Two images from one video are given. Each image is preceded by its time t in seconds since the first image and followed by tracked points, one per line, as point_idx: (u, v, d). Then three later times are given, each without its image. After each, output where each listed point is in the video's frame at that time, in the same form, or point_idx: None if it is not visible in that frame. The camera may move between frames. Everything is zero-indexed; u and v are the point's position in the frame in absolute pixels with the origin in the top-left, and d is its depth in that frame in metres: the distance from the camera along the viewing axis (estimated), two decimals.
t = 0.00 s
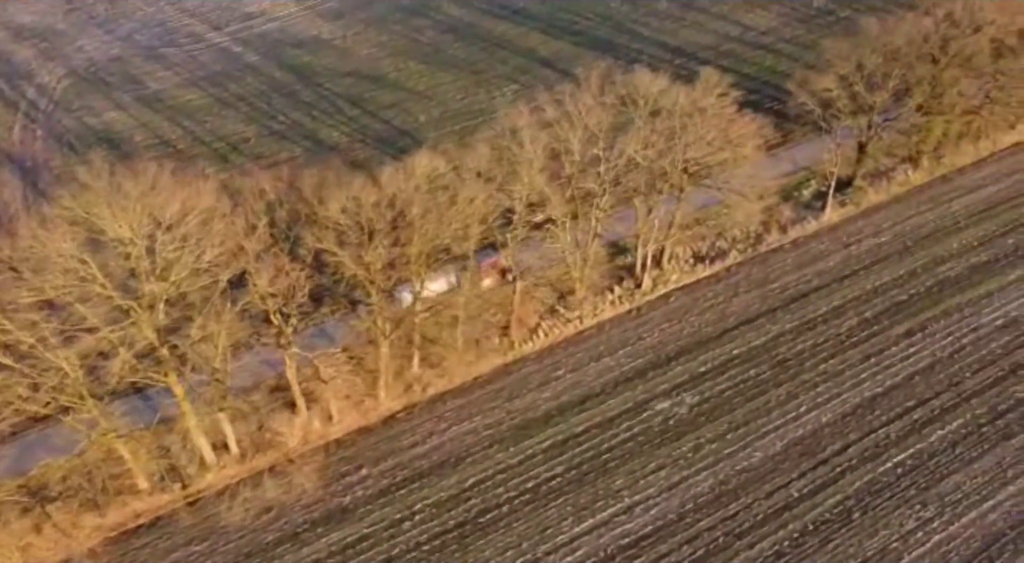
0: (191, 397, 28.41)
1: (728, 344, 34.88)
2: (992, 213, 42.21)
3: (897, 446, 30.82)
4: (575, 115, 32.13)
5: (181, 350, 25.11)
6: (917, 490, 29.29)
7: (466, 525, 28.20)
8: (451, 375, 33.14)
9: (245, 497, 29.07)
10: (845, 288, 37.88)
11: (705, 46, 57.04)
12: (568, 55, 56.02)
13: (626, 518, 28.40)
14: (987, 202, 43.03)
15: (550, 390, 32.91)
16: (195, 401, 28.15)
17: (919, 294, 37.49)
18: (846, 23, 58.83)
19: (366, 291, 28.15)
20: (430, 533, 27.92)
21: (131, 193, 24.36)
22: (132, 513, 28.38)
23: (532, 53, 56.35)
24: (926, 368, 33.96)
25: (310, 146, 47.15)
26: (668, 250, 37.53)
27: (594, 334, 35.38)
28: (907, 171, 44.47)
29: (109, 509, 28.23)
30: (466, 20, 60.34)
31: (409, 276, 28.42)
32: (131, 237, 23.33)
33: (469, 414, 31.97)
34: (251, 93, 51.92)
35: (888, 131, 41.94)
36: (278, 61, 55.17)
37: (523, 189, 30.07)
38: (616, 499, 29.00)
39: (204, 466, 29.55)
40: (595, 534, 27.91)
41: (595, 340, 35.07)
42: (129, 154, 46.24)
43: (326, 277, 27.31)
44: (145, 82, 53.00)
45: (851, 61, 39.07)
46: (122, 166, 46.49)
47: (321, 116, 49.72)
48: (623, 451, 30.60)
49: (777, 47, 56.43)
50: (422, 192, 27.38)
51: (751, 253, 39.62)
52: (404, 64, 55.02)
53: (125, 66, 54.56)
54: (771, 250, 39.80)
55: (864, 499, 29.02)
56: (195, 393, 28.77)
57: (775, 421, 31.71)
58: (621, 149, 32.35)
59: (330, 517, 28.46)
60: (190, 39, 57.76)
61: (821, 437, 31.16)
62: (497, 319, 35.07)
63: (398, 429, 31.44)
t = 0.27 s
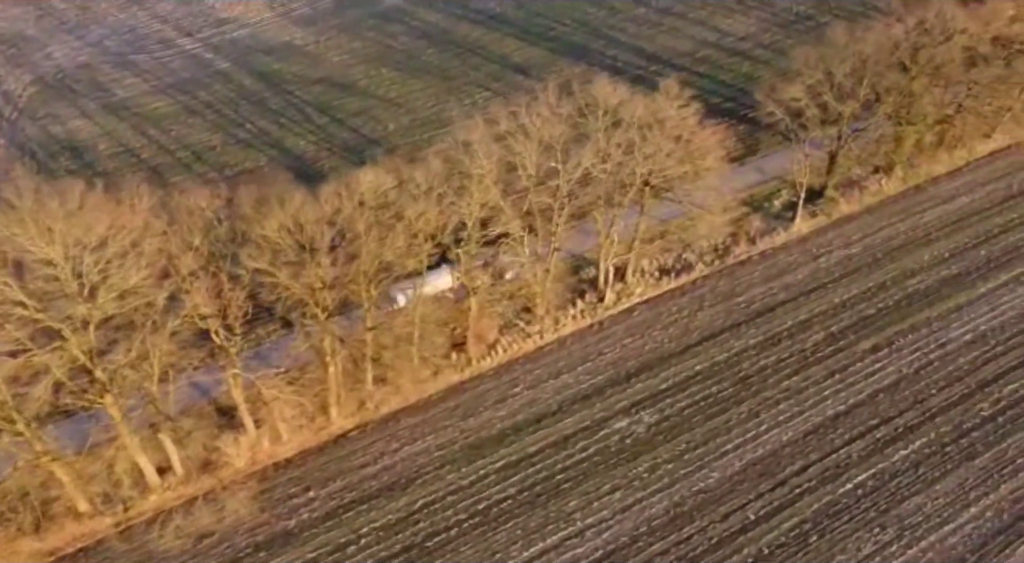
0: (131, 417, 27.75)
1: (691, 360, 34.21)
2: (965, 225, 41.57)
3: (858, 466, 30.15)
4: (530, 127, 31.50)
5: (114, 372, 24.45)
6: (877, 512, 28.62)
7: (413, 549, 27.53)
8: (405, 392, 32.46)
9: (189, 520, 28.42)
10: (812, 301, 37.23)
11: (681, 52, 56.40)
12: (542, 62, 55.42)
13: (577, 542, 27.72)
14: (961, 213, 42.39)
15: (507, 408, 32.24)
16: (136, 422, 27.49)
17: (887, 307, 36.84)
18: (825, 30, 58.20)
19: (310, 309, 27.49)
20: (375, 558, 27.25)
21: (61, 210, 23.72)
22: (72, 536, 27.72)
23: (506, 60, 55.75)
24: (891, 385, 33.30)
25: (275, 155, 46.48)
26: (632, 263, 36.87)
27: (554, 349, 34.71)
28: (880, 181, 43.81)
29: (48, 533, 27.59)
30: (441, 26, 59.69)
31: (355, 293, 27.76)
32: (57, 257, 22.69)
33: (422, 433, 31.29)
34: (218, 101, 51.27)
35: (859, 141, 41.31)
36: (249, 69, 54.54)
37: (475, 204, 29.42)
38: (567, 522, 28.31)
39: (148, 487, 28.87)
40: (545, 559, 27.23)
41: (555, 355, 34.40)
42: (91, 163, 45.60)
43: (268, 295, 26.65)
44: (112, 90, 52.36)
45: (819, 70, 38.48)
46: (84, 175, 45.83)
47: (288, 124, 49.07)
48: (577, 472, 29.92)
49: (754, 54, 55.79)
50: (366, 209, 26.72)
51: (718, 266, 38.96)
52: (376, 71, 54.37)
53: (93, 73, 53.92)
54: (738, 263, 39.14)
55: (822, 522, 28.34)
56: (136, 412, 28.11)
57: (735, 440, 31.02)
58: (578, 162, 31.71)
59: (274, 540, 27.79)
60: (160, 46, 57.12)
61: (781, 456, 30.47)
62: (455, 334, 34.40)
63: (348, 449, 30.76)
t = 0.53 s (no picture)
0: (75, 437, 27.80)
1: (656, 375, 33.61)
2: (940, 235, 40.99)
3: (822, 485, 29.56)
4: (488, 138, 30.92)
5: (50, 394, 23.87)
6: (840, 533, 28.04)
7: None
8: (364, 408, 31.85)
9: (135, 541, 27.83)
10: (782, 314, 36.63)
11: (660, 58, 55.80)
12: (519, 68, 54.82)
13: None
14: (936, 223, 41.80)
15: (467, 424, 31.66)
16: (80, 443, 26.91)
17: (858, 320, 36.25)
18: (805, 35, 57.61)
19: (258, 326, 26.90)
20: None
21: None
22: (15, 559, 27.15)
23: (483, 65, 55.13)
24: (858, 400, 32.71)
25: (244, 163, 45.89)
26: (598, 275, 36.25)
27: (518, 364, 34.12)
28: (856, 189, 43.22)
29: None
30: (418, 31, 59.09)
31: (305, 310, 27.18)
32: None
33: (379, 451, 30.70)
34: (189, 108, 50.69)
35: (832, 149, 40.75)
36: (221, 74, 53.97)
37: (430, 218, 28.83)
38: (523, 544, 27.74)
39: (95, 508, 28.30)
40: None
41: (518, 370, 33.81)
42: (57, 173, 45.05)
43: (214, 312, 26.07)
44: (82, 96, 51.78)
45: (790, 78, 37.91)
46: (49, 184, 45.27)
47: (259, 132, 48.47)
48: (535, 491, 29.33)
49: (733, 60, 55.20)
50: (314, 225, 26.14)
51: (688, 277, 38.36)
52: (350, 77, 53.77)
53: (63, 80, 53.34)
54: (709, 274, 38.55)
55: (783, 543, 27.75)
56: (81, 431, 28.19)
57: (697, 458, 30.43)
58: (538, 174, 31.11)
59: None
60: (133, 52, 56.54)
61: (743, 475, 29.87)
62: (416, 348, 33.80)
63: (302, 467, 30.15)
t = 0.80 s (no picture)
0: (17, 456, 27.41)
1: (620, 390, 33.00)
2: (914, 246, 40.39)
3: (784, 504, 28.94)
4: (444, 150, 30.33)
5: None
6: (800, 555, 27.45)
7: None
8: (319, 426, 31.27)
9: None
10: (750, 326, 36.02)
11: (638, 63, 55.19)
12: (495, 73, 54.21)
13: None
14: (911, 233, 41.20)
15: (424, 442, 31.06)
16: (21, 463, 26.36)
17: (828, 333, 35.63)
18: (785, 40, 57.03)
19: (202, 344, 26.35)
20: None
21: None
22: None
23: (459, 71, 54.53)
24: (825, 417, 32.07)
25: (211, 171, 45.33)
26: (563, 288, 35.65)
27: (479, 379, 33.52)
28: (830, 198, 42.61)
29: None
30: (394, 36, 58.49)
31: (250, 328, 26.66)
32: None
33: (334, 469, 30.11)
34: (159, 114, 50.13)
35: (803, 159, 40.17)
36: (194, 80, 53.40)
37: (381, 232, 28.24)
38: None
39: (39, 530, 27.74)
40: None
41: (480, 385, 33.21)
42: (21, 182, 44.52)
43: (156, 331, 25.51)
44: (51, 103, 51.22)
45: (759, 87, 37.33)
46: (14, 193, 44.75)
47: (228, 139, 47.87)
48: (491, 511, 28.73)
49: (712, 66, 54.59)
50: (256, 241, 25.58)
51: (657, 289, 37.76)
52: (323, 83, 53.17)
53: (33, 86, 52.79)
54: (677, 285, 37.94)
55: None
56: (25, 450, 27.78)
57: (657, 477, 29.82)
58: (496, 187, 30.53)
59: None
60: (106, 57, 55.99)
61: (704, 494, 29.26)
62: (375, 363, 33.19)
63: (254, 486, 29.55)
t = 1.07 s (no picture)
0: None
1: (586, 404, 32.45)
2: (891, 255, 39.86)
3: (749, 523, 28.41)
4: (404, 161, 29.81)
5: None
6: None
7: None
8: (279, 441, 30.74)
9: None
10: (722, 338, 35.47)
11: (618, 68, 54.69)
12: (473, 79, 53.67)
13: None
14: (888, 242, 40.66)
15: (385, 458, 30.53)
16: None
17: (800, 345, 35.08)
18: (766, 45, 56.52)
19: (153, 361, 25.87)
20: None
21: None
22: None
23: (437, 76, 53.98)
24: (794, 432, 31.52)
25: (182, 179, 44.80)
26: (531, 299, 35.12)
27: (444, 393, 32.98)
28: (807, 207, 42.07)
29: None
30: (374, 40, 57.97)
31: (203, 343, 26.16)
32: None
33: (292, 486, 29.56)
34: (132, 121, 49.59)
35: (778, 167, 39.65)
36: (169, 86, 52.86)
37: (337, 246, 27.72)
38: None
39: None
40: None
41: (444, 399, 32.68)
42: None
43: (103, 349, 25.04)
44: (23, 109, 50.69)
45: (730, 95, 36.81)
46: None
47: (200, 146, 47.34)
48: (450, 530, 28.21)
49: (692, 72, 54.10)
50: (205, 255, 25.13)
51: (628, 300, 37.23)
52: (299, 89, 52.65)
53: (6, 92, 52.27)
54: (649, 296, 37.39)
55: None
56: None
57: (621, 494, 29.28)
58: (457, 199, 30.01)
59: None
60: (81, 63, 55.47)
61: (668, 512, 28.73)
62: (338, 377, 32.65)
63: (210, 504, 29.03)
